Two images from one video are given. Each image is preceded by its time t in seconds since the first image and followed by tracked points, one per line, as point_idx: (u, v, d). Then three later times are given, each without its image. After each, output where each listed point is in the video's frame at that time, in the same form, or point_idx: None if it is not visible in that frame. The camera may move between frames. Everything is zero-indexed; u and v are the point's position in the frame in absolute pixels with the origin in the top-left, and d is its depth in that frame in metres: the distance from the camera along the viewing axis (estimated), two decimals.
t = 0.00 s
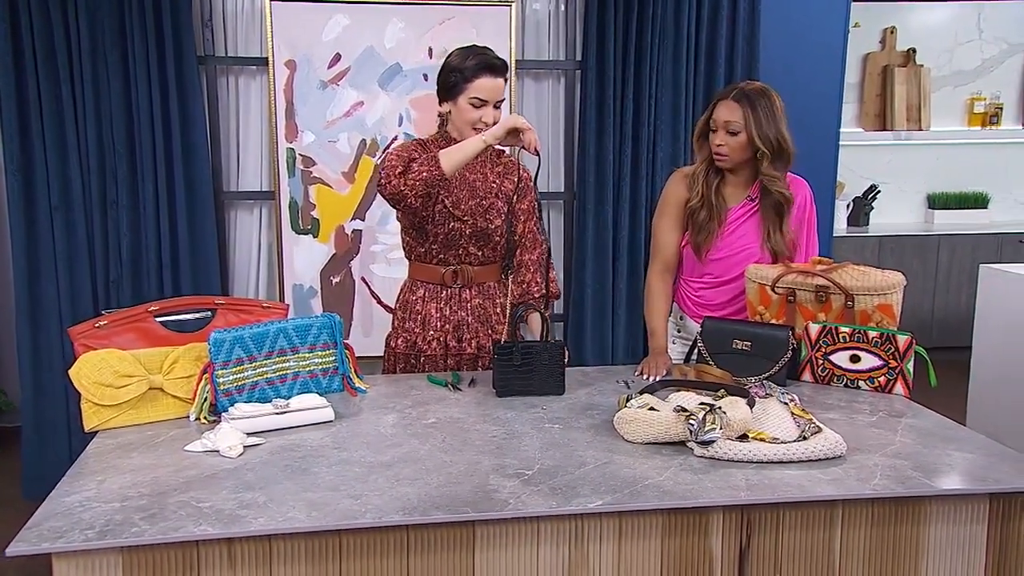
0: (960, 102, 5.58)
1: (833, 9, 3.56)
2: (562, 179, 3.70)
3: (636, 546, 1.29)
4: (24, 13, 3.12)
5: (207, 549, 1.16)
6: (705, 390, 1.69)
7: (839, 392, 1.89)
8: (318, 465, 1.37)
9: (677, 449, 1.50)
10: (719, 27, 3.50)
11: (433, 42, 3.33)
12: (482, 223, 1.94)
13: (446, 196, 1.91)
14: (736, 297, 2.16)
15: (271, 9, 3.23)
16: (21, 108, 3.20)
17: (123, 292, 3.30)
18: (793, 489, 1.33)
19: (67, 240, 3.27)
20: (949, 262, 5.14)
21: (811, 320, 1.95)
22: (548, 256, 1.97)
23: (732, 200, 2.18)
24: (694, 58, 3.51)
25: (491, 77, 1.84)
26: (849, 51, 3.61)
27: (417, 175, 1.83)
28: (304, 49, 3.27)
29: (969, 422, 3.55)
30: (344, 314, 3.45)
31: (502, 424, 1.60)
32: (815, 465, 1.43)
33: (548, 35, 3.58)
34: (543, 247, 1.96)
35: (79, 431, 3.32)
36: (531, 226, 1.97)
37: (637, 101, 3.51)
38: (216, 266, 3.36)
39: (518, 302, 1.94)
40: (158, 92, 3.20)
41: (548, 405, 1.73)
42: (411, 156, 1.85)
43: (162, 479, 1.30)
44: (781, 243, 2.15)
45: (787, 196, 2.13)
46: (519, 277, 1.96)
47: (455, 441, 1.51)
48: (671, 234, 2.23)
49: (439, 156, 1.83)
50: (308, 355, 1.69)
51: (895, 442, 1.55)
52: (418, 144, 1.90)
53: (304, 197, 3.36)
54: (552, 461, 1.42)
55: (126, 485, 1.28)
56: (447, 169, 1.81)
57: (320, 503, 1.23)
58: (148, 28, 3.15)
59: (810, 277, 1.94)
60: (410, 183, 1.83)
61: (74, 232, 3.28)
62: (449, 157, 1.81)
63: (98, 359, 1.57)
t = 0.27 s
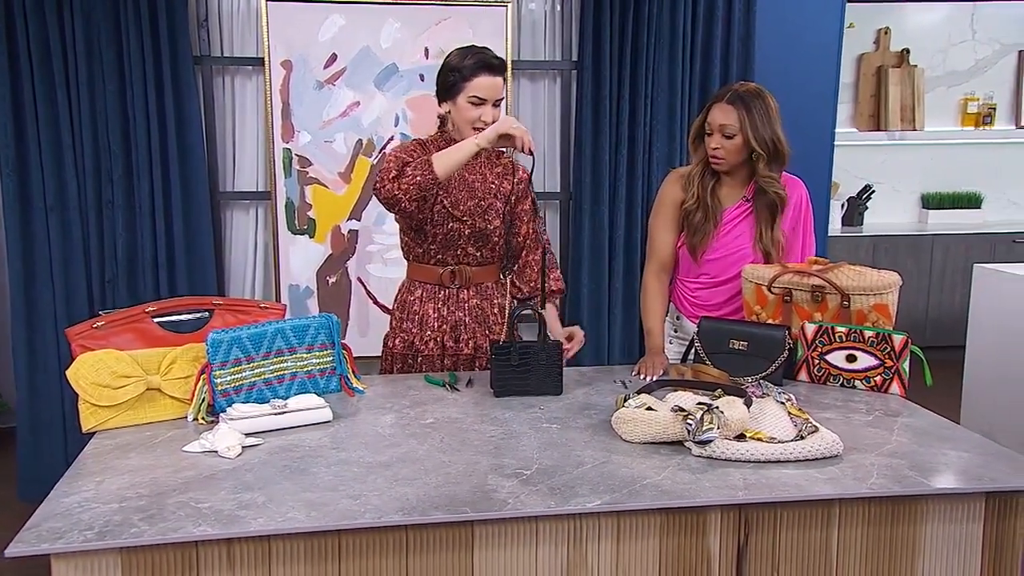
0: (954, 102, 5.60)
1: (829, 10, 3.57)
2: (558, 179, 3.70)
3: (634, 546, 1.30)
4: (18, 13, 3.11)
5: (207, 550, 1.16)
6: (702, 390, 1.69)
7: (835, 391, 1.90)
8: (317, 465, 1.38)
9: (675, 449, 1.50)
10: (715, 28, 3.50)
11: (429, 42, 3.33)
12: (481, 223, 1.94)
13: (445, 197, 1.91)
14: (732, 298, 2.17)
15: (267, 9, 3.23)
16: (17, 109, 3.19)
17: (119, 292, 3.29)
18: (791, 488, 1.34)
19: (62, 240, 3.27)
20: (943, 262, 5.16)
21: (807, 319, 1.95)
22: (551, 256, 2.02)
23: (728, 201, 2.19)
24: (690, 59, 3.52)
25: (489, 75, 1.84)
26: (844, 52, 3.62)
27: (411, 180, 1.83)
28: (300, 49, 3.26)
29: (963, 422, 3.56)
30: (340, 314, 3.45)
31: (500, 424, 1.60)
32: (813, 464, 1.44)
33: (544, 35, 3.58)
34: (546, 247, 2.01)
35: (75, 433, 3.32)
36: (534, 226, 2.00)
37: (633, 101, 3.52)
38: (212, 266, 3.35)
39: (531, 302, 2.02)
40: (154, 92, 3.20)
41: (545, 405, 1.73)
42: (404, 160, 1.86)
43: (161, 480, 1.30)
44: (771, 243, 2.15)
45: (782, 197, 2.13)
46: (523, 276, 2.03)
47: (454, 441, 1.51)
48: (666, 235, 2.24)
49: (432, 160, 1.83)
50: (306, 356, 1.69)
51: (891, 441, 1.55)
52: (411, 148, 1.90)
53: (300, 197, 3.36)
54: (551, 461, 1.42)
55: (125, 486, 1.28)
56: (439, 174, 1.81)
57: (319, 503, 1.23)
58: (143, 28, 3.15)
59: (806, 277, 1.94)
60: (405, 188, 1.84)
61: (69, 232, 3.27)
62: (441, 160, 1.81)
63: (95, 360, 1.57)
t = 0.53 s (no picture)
0: (947, 102, 5.62)
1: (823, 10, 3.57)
2: (554, 179, 3.71)
3: (631, 545, 1.30)
4: (12, 13, 3.10)
5: (204, 550, 1.16)
6: (699, 389, 1.70)
7: (831, 390, 1.91)
8: (314, 465, 1.38)
9: (671, 448, 1.50)
10: (709, 28, 3.51)
11: (424, 42, 3.33)
12: (480, 221, 1.94)
13: (443, 196, 1.92)
14: (728, 297, 2.17)
15: (262, 9, 3.22)
16: (11, 109, 3.18)
17: (114, 292, 3.29)
18: (787, 487, 1.34)
19: (57, 240, 3.26)
20: (937, 262, 5.18)
21: (802, 318, 1.96)
22: (552, 251, 2.04)
23: (723, 201, 2.19)
24: (685, 59, 3.53)
25: (487, 73, 1.84)
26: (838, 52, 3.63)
27: (400, 195, 1.82)
28: (295, 49, 3.26)
29: (956, 421, 3.57)
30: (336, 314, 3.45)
31: (497, 424, 1.60)
32: (809, 463, 1.44)
33: (539, 35, 3.58)
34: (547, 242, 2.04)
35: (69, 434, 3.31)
36: (535, 222, 2.02)
37: (628, 101, 3.52)
38: (207, 266, 3.35)
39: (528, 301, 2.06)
40: (149, 92, 3.19)
41: (542, 404, 1.74)
42: (393, 178, 1.84)
43: (158, 480, 1.30)
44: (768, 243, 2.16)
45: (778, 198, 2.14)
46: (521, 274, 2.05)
47: (451, 441, 1.51)
48: (660, 236, 2.24)
49: (419, 172, 1.81)
50: (302, 356, 1.69)
51: (887, 440, 1.56)
52: (400, 159, 1.90)
53: (295, 197, 3.36)
54: (548, 461, 1.42)
55: (122, 486, 1.28)
56: (428, 187, 1.80)
57: (316, 503, 1.23)
58: (138, 28, 3.14)
59: (802, 277, 1.96)
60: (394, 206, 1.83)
61: (64, 233, 3.26)
62: (429, 173, 1.80)
63: (92, 360, 1.57)
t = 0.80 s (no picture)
0: (940, 102, 5.63)
1: (818, 10, 3.58)
2: (549, 180, 3.71)
3: (628, 544, 1.30)
4: (6, 13, 3.09)
5: (202, 550, 1.16)
6: (695, 388, 1.70)
7: (826, 390, 1.91)
8: (312, 465, 1.38)
9: (668, 447, 1.51)
10: (704, 29, 3.52)
11: (419, 42, 3.32)
12: (477, 221, 1.95)
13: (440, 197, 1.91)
14: (725, 296, 2.18)
15: (257, 9, 3.22)
16: (5, 108, 3.17)
17: (108, 292, 3.28)
18: (784, 485, 1.35)
19: (51, 240, 3.24)
20: (930, 261, 5.20)
21: (798, 318, 1.97)
22: (552, 249, 2.05)
23: (717, 201, 2.20)
24: (680, 59, 3.54)
25: (483, 76, 1.84)
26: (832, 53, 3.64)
27: (390, 223, 1.83)
28: (290, 49, 3.26)
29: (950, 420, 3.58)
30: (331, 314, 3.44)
31: (494, 424, 1.61)
32: (805, 462, 1.45)
33: (534, 35, 3.58)
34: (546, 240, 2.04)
35: (64, 435, 3.31)
36: (532, 220, 2.03)
37: (623, 101, 3.53)
38: (202, 266, 3.34)
39: (529, 298, 2.04)
40: (143, 93, 3.19)
41: (538, 404, 1.74)
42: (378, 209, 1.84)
43: (155, 480, 1.30)
44: (764, 242, 2.16)
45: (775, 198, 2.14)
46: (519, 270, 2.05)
47: (448, 440, 1.51)
48: (656, 237, 2.25)
49: (403, 199, 1.81)
50: (298, 356, 1.69)
51: (882, 439, 1.57)
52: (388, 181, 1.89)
53: (291, 197, 3.36)
54: (545, 460, 1.42)
55: (119, 486, 1.28)
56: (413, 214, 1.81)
57: (314, 503, 1.23)
58: (132, 28, 3.13)
59: (797, 276, 1.96)
60: (387, 234, 1.85)
61: (58, 233, 3.25)
62: (413, 200, 1.80)
63: (88, 360, 1.56)
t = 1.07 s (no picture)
0: (935, 103, 5.65)
1: (813, 10, 3.59)
2: (545, 179, 3.71)
3: (626, 543, 1.31)
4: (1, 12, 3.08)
5: (201, 549, 1.16)
6: (692, 387, 1.71)
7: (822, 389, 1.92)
8: (310, 465, 1.38)
9: (666, 446, 1.51)
10: (700, 29, 3.52)
11: (416, 41, 3.32)
12: (473, 221, 1.95)
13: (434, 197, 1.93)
14: (721, 296, 2.18)
15: (253, 8, 3.22)
16: None
17: (104, 291, 3.27)
18: (781, 484, 1.35)
19: (46, 240, 3.24)
20: (924, 261, 5.22)
21: (794, 317, 1.98)
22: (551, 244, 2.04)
23: (713, 201, 2.21)
24: (676, 59, 3.54)
25: (478, 77, 1.84)
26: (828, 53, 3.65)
27: (381, 240, 1.86)
28: (287, 49, 3.26)
29: (944, 418, 3.60)
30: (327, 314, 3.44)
31: (492, 423, 1.61)
32: (802, 460, 1.45)
33: (531, 34, 3.58)
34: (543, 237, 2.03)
35: (59, 435, 3.31)
36: (531, 217, 2.03)
37: (620, 101, 3.53)
38: (198, 266, 3.34)
39: (530, 292, 2.03)
40: (139, 92, 3.18)
41: (536, 403, 1.74)
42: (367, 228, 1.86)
43: (154, 480, 1.30)
44: (761, 242, 2.16)
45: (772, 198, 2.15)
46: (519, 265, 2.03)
47: (446, 440, 1.52)
48: (653, 237, 2.26)
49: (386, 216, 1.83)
50: (296, 355, 1.69)
51: (879, 437, 1.57)
52: (378, 196, 1.91)
53: (287, 197, 3.35)
54: (543, 459, 1.43)
55: (117, 486, 1.28)
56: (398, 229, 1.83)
57: (312, 502, 1.23)
58: (128, 28, 3.13)
59: (794, 276, 1.97)
60: (380, 251, 1.88)
61: (54, 232, 3.24)
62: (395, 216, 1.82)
63: (86, 360, 1.56)
